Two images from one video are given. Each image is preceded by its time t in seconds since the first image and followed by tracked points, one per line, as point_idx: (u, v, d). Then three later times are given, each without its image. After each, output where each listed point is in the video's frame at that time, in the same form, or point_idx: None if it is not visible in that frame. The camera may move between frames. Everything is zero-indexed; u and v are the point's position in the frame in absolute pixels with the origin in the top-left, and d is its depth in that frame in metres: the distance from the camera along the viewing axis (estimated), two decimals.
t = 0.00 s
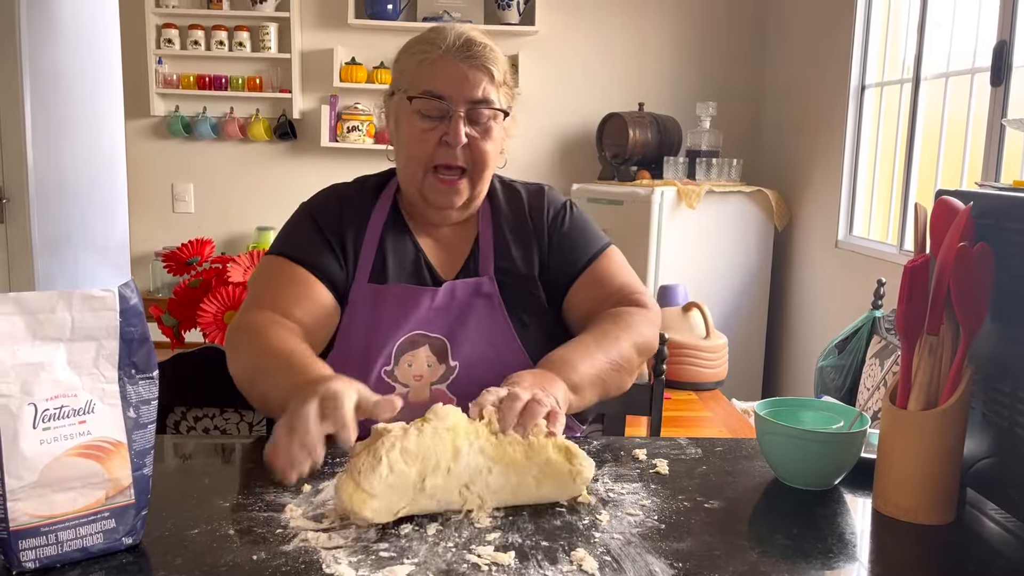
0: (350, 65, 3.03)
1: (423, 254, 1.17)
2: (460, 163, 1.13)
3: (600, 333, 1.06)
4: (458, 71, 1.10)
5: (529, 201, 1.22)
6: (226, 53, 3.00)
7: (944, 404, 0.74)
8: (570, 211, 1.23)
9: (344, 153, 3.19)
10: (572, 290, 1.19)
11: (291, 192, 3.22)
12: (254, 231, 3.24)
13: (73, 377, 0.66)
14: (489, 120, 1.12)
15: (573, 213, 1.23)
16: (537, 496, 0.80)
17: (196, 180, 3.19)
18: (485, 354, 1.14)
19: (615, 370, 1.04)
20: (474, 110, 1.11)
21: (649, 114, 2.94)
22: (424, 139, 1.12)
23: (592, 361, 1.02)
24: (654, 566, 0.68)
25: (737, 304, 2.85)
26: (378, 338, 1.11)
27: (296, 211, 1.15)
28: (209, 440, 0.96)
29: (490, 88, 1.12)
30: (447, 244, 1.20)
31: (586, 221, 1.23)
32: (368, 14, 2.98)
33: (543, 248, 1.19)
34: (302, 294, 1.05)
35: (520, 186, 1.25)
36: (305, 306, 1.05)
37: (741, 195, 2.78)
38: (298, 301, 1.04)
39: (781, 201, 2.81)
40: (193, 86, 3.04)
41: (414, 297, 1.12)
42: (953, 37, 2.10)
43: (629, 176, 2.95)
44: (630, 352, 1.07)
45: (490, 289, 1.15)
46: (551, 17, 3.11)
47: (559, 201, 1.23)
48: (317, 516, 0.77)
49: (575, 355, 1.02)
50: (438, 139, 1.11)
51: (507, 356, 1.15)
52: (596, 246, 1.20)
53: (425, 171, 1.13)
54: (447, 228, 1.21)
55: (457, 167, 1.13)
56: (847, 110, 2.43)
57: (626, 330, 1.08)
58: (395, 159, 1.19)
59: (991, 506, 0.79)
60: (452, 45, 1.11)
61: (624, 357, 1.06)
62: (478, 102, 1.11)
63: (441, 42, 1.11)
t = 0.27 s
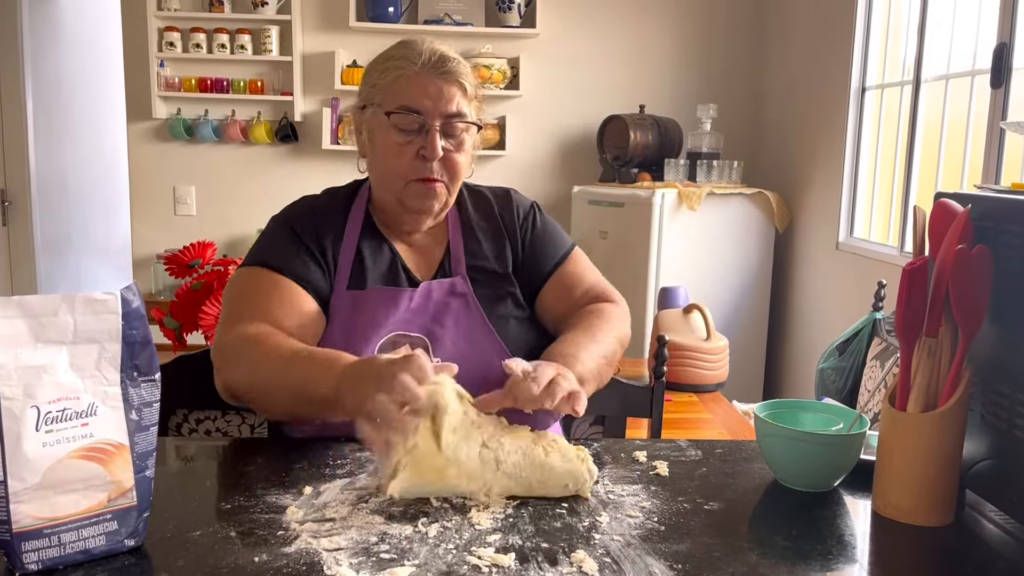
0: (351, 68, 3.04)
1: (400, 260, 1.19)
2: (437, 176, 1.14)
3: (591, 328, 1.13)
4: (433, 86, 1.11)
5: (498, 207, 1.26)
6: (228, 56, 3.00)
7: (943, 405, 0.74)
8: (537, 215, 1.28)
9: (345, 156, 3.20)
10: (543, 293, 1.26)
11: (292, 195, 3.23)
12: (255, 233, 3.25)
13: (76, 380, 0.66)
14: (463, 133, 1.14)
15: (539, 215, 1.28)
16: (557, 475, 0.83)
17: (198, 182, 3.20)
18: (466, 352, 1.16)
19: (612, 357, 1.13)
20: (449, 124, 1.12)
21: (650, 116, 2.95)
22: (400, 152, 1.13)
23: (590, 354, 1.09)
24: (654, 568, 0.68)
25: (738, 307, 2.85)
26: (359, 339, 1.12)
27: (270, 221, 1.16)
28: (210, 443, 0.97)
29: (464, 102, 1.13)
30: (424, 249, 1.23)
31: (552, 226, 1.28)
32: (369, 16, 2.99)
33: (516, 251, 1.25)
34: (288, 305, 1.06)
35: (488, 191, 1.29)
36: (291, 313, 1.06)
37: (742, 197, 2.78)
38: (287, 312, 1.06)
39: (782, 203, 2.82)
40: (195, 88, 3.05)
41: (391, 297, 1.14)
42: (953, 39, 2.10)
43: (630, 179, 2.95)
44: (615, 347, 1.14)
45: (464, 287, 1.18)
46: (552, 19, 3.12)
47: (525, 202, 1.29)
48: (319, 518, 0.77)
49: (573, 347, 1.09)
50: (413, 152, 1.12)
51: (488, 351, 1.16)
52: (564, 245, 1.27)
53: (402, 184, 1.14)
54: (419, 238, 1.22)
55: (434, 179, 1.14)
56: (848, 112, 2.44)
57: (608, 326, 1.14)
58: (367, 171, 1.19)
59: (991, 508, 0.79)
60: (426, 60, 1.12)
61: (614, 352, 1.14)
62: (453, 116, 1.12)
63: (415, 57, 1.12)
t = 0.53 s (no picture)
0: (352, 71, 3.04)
1: (402, 269, 1.19)
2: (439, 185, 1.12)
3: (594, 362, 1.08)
4: (430, 94, 1.10)
5: (501, 204, 1.24)
6: (229, 59, 3.01)
7: (942, 407, 0.74)
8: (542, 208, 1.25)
9: (346, 158, 3.21)
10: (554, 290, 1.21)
11: (294, 197, 3.23)
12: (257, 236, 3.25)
13: (78, 382, 0.67)
14: (464, 140, 1.12)
15: (545, 210, 1.25)
16: (567, 489, 0.82)
17: (200, 185, 3.21)
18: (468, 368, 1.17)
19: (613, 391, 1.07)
20: (449, 132, 1.11)
21: (650, 118, 2.95)
22: (401, 163, 1.12)
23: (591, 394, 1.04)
24: (654, 568, 0.68)
25: (739, 308, 2.85)
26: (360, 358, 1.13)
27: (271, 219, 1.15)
28: (212, 444, 0.97)
29: (463, 108, 1.12)
30: (425, 259, 1.21)
31: (558, 218, 1.25)
32: (370, 19, 2.99)
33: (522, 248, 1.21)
34: (287, 306, 1.06)
35: (490, 189, 1.26)
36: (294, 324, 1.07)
37: (743, 199, 2.78)
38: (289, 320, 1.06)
39: (783, 205, 2.82)
40: (197, 91, 3.06)
41: (393, 312, 1.14)
42: (953, 41, 2.11)
43: (631, 180, 2.96)
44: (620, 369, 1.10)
45: (467, 297, 1.17)
46: (552, 21, 3.12)
47: (531, 199, 1.26)
48: (322, 518, 0.78)
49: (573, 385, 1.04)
50: (414, 163, 1.11)
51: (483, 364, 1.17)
52: (571, 241, 1.22)
53: (405, 195, 1.13)
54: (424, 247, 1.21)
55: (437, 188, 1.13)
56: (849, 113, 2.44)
57: (614, 344, 1.11)
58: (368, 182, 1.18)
59: (990, 509, 0.79)
60: (422, 68, 1.11)
61: (618, 374, 1.09)
62: (452, 123, 1.11)
63: (410, 66, 1.11)
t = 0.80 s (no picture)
0: (353, 74, 3.05)
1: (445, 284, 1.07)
2: (475, 197, 1.02)
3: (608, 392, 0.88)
4: (467, 100, 0.99)
5: (535, 206, 1.10)
6: (231, 62, 3.02)
7: (938, 408, 0.75)
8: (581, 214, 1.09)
9: (347, 161, 3.21)
10: (574, 301, 1.03)
11: (295, 200, 3.24)
12: (258, 238, 3.26)
13: (81, 384, 0.67)
14: (502, 150, 1.01)
15: (584, 218, 1.09)
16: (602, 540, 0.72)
17: (201, 188, 3.22)
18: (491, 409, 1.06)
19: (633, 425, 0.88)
20: (487, 142, 1.00)
21: (651, 120, 2.96)
22: (433, 173, 1.01)
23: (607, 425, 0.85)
24: (652, 569, 0.69)
25: (740, 310, 2.85)
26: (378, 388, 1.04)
27: (312, 220, 1.04)
28: (213, 446, 0.98)
29: (503, 115, 1.00)
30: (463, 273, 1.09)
31: (599, 227, 1.08)
32: (371, 22, 3.00)
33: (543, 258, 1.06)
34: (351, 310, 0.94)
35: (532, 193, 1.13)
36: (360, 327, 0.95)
37: (743, 201, 2.79)
38: (349, 318, 0.93)
39: (783, 207, 2.82)
40: (198, 94, 3.06)
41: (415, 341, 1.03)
42: (952, 43, 2.11)
43: (631, 183, 2.97)
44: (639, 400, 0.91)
45: (489, 320, 1.05)
46: (553, 24, 3.13)
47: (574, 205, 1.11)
48: (323, 519, 0.78)
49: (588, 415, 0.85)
50: (447, 173, 1.00)
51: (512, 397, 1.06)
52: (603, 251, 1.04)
53: (435, 206, 1.02)
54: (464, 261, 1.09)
55: (471, 200, 1.02)
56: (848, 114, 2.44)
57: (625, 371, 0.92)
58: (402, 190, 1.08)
59: (988, 509, 0.79)
60: (460, 71, 0.99)
61: (635, 410, 0.89)
62: (490, 132, 1.00)
63: (446, 67, 0.99)
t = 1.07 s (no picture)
0: (355, 77, 3.05)
1: (475, 282, 1.10)
2: (508, 191, 1.05)
3: (612, 387, 0.86)
4: (508, 97, 1.02)
5: (564, 215, 1.10)
6: (232, 65, 3.03)
7: (939, 408, 0.75)
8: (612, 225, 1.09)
9: (349, 164, 3.22)
10: (595, 305, 1.01)
11: (297, 203, 3.25)
12: (260, 241, 3.26)
13: (84, 385, 0.67)
14: (538, 147, 1.04)
15: (613, 227, 1.09)
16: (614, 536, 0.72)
17: (203, 191, 3.22)
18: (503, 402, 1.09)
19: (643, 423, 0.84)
20: (525, 139, 1.03)
21: (652, 122, 2.96)
22: (470, 165, 1.05)
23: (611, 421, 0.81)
24: (652, 570, 0.69)
25: (741, 312, 2.85)
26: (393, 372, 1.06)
27: (361, 209, 1.06)
28: (215, 448, 0.98)
29: (541, 115, 1.03)
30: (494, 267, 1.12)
31: (627, 238, 1.07)
32: (372, 25, 3.01)
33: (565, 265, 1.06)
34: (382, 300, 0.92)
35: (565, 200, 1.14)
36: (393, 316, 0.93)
37: (744, 203, 2.79)
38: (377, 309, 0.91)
39: (784, 208, 2.83)
40: (200, 97, 3.07)
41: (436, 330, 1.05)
42: (953, 45, 2.11)
43: (632, 185, 2.97)
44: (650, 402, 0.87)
45: (508, 318, 1.07)
46: (553, 26, 3.14)
47: (603, 215, 1.11)
48: (325, 521, 0.78)
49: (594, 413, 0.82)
50: (484, 167, 1.04)
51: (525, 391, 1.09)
52: (629, 260, 1.03)
53: (470, 197, 1.06)
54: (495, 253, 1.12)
55: (505, 194, 1.05)
56: (849, 117, 2.44)
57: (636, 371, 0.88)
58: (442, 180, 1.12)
59: (989, 510, 0.79)
60: (505, 69, 1.03)
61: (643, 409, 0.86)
62: (528, 130, 1.03)
63: (490, 65, 1.03)
